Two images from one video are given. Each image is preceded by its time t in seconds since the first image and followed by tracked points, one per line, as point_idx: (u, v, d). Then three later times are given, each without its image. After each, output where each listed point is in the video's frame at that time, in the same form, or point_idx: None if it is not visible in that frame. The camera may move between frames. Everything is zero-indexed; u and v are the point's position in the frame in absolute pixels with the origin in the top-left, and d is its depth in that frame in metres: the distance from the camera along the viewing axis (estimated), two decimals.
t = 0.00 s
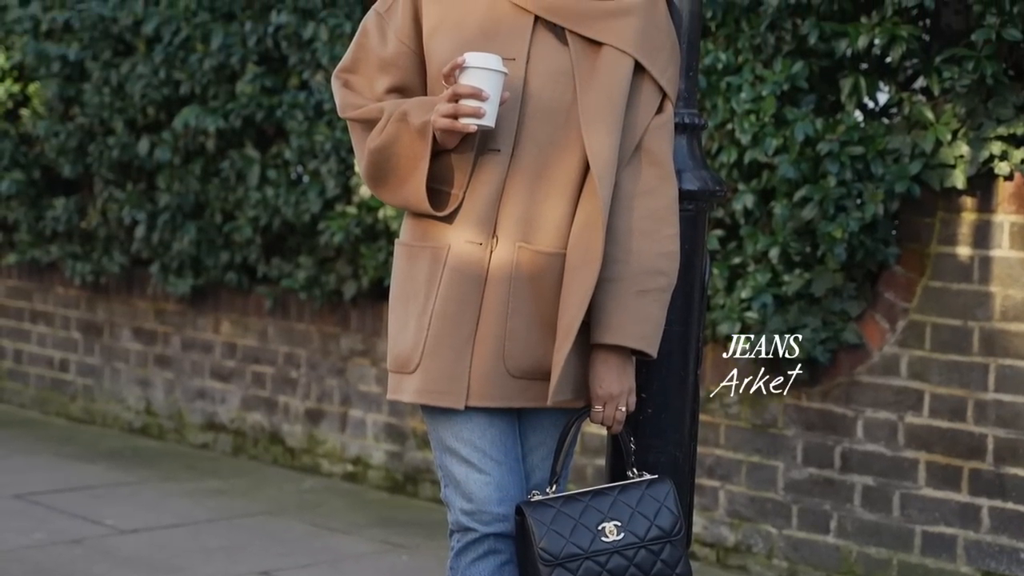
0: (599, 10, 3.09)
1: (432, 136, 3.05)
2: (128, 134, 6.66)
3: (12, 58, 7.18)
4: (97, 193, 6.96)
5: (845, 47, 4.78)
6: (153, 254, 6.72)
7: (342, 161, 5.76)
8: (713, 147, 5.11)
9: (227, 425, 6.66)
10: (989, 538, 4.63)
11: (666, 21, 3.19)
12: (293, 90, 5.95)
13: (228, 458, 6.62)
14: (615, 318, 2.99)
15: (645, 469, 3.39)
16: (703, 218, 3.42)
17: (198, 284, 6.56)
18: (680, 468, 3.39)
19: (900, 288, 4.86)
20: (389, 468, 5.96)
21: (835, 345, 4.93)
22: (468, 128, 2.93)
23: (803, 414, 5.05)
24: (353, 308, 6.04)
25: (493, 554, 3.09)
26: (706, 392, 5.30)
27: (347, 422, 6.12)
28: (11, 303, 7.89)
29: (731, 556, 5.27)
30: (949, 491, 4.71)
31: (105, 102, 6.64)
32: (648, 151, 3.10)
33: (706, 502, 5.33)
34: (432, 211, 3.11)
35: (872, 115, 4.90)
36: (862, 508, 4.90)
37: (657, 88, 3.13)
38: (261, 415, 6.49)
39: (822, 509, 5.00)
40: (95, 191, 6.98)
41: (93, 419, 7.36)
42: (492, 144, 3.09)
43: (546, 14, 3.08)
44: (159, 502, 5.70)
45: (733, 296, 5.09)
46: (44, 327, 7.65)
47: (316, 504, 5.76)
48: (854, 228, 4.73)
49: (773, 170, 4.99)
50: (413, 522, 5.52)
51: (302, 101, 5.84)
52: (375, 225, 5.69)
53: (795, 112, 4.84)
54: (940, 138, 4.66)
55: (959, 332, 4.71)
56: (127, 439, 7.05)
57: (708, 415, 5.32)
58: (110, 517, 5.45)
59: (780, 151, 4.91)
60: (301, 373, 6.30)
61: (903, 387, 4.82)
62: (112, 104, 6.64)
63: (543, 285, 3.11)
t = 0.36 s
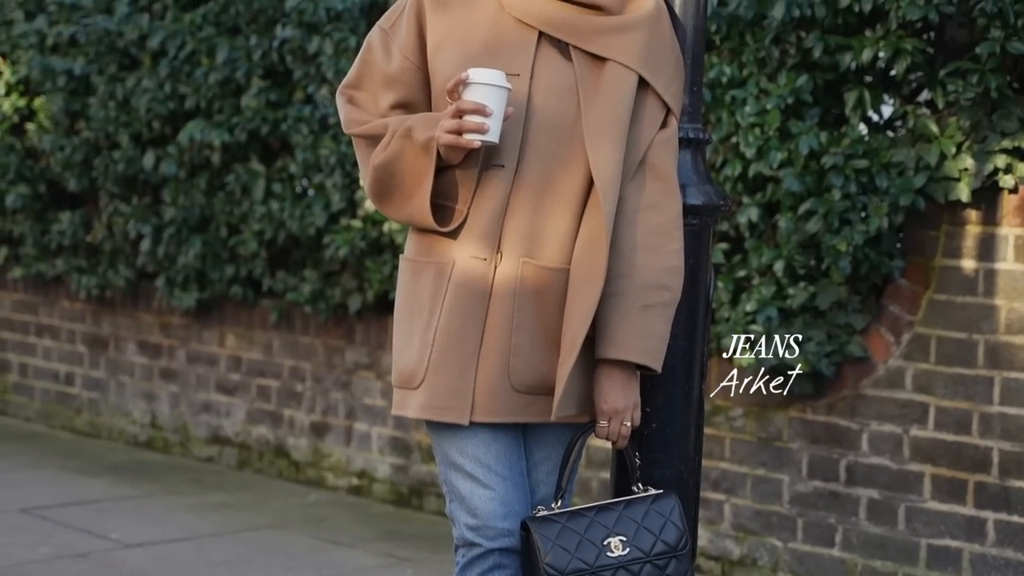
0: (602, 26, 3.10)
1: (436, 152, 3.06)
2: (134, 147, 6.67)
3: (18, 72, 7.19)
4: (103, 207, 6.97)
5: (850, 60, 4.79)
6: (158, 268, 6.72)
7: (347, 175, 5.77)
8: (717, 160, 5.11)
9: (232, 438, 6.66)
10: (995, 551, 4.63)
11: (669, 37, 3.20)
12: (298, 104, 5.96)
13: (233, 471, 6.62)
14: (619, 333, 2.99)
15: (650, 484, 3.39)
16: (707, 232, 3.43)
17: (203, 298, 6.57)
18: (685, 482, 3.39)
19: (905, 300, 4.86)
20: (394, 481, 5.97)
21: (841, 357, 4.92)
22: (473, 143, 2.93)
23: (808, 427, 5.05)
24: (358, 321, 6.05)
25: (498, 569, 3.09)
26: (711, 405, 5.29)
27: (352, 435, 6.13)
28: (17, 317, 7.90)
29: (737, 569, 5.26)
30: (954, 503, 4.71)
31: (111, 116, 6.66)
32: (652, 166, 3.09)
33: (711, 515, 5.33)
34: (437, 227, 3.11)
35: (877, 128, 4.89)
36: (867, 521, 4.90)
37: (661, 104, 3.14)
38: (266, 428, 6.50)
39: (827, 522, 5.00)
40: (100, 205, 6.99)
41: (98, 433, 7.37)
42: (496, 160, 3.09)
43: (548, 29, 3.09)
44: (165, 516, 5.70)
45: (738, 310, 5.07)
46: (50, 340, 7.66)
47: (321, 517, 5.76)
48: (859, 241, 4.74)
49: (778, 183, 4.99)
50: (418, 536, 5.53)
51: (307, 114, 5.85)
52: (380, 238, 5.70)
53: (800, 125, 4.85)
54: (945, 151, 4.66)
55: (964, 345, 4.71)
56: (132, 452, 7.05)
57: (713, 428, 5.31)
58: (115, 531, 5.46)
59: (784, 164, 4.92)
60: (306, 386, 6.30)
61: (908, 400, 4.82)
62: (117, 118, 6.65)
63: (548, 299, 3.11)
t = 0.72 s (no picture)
0: (605, 41, 3.10)
1: (441, 167, 3.06)
2: (140, 161, 6.69)
3: (24, 86, 7.20)
4: (109, 221, 6.98)
5: (854, 73, 4.80)
6: (164, 281, 6.73)
7: (352, 189, 5.78)
8: (723, 173, 5.12)
9: (238, 451, 6.67)
10: (1002, 565, 4.63)
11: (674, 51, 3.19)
12: (304, 118, 5.97)
13: (240, 484, 6.62)
14: (623, 348, 2.98)
15: (655, 498, 3.39)
16: (713, 246, 3.43)
17: (209, 311, 6.58)
18: (690, 497, 3.39)
19: (911, 313, 4.86)
20: (400, 494, 5.97)
21: (846, 370, 4.92)
22: (478, 159, 2.92)
23: (814, 440, 5.05)
24: (364, 334, 6.06)
25: None
26: (717, 418, 5.29)
27: (358, 448, 6.14)
28: (23, 331, 7.90)
29: None
30: (960, 516, 4.71)
31: (117, 130, 6.67)
32: (656, 181, 3.09)
33: (718, 528, 5.32)
34: (441, 242, 3.12)
35: (882, 141, 4.90)
36: (874, 534, 4.90)
37: (665, 120, 3.14)
38: (272, 442, 6.50)
39: (833, 535, 4.99)
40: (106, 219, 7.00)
41: (104, 446, 7.37)
42: (501, 175, 3.09)
43: (552, 44, 3.09)
44: (171, 530, 5.70)
45: (743, 323, 5.06)
46: (56, 354, 7.66)
47: (327, 531, 5.76)
48: (864, 253, 4.73)
49: (784, 196, 4.98)
50: (425, 549, 5.53)
51: (313, 128, 5.86)
52: (385, 252, 5.71)
53: (805, 138, 4.86)
54: (950, 164, 4.67)
55: (970, 358, 4.71)
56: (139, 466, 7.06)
57: (718, 442, 5.31)
58: (121, 545, 5.46)
59: (790, 177, 4.92)
60: (312, 400, 6.31)
61: (915, 413, 4.82)
62: (123, 132, 6.66)
63: (553, 315, 3.11)
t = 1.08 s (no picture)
0: (609, 56, 3.09)
1: (447, 182, 3.06)
2: (146, 175, 6.70)
3: (31, 100, 7.21)
4: (115, 235, 6.98)
5: (860, 86, 4.81)
6: (171, 294, 6.74)
7: (359, 202, 5.79)
8: (728, 187, 5.12)
9: (245, 464, 6.67)
10: None
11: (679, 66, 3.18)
12: (310, 131, 5.98)
13: (246, 498, 6.63)
14: (628, 362, 2.98)
15: (661, 512, 3.40)
16: (718, 260, 3.44)
17: (215, 324, 6.58)
18: (696, 511, 3.40)
19: (917, 326, 4.86)
20: (407, 507, 5.98)
21: (852, 383, 4.93)
22: (483, 174, 2.92)
23: (820, 452, 5.05)
24: (370, 347, 6.07)
25: None
26: (723, 431, 5.30)
27: (365, 462, 6.14)
28: (30, 344, 7.91)
29: None
30: (967, 529, 4.71)
31: (123, 144, 6.68)
32: (661, 195, 3.09)
33: (724, 541, 5.32)
34: (447, 257, 3.12)
35: (888, 154, 4.91)
36: (881, 547, 4.89)
37: (671, 134, 3.13)
38: (278, 455, 6.51)
39: (840, 548, 4.99)
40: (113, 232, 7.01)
41: (111, 459, 7.38)
42: (506, 190, 3.10)
43: (557, 60, 3.10)
44: (178, 544, 5.70)
45: (749, 336, 5.07)
46: (63, 367, 7.66)
47: (334, 544, 5.77)
48: (870, 267, 4.74)
49: (789, 209, 4.99)
50: (431, 562, 5.53)
51: (319, 142, 5.87)
52: (391, 265, 5.72)
53: (811, 151, 4.86)
54: (956, 177, 4.67)
55: (977, 371, 4.71)
56: (146, 479, 7.06)
57: (725, 455, 5.32)
58: (128, 558, 5.46)
59: (795, 190, 4.92)
60: (319, 413, 6.32)
61: (921, 426, 4.82)
62: (130, 146, 6.67)
63: (558, 329, 3.11)
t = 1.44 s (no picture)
0: (614, 70, 3.08)
1: (454, 197, 3.06)
2: (152, 188, 6.70)
3: (37, 114, 7.22)
4: (122, 248, 6.99)
5: (865, 99, 4.81)
6: (177, 307, 6.74)
7: (365, 215, 5.80)
8: (734, 200, 5.12)
9: (252, 478, 6.68)
10: None
11: (684, 80, 3.17)
12: (316, 144, 5.99)
13: (253, 511, 6.64)
14: (631, 376, 2.96)
15: (668, 527, 3.40)
16: (725, 273, 3.43)
17: (222, 337, 6.59)
18: (703, 525, 3.40)
19: (924, 339, 4.87)
20: (414, 521, 5.99)
21: (859, 397, 4.92)
22: (488, 188, 2.92)
23: (827, 465, 5.05)
24: (376, 360, 6.08)
25: None
26: (730, 444, 5.30)
27: (371, 475, 6.16)
28: (36, 357, 7.91)
29: None
30: (974, 542, 4.71)
31: (129, 157, 6.69)
32: (665, 209, 3.07)
33: (731, 554, 5.32)
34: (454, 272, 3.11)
35: (893, 166, 4.92)
36: (888, 560, 4.90)
37: (675, 148, 3.11)
38: (285, 468, 6.52)
39: (847, 561, 4.99)
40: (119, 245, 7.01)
41: (117, 472, 7.38)
42: (512, 205, 3.09)
43: (562, 75, 3.09)
44: (185, 557, 5.71)
45: (755, 349, 5.08)
46: (69, 381, 7.66)
47: (341, 557, 5.77)
48: (876, 279, 4.74)
49: (795, 222, 4.99)
50: None
51: (324, 155, 5.89)
52: (397, 278, 5.73)
53: (817, 163, 4.87)
54: (961, 190, 4.66)
55: (983, 384, 4.71)
56: (152, 492, 7.07)
57: (731, 467, 5.32)
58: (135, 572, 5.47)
59: (801, 203, 4.92)
60: (325, 426, 6.33)
61: (928, 439, 4.82)
62: (136, 159, 6.68)
63: (562, 344, 3.09)
